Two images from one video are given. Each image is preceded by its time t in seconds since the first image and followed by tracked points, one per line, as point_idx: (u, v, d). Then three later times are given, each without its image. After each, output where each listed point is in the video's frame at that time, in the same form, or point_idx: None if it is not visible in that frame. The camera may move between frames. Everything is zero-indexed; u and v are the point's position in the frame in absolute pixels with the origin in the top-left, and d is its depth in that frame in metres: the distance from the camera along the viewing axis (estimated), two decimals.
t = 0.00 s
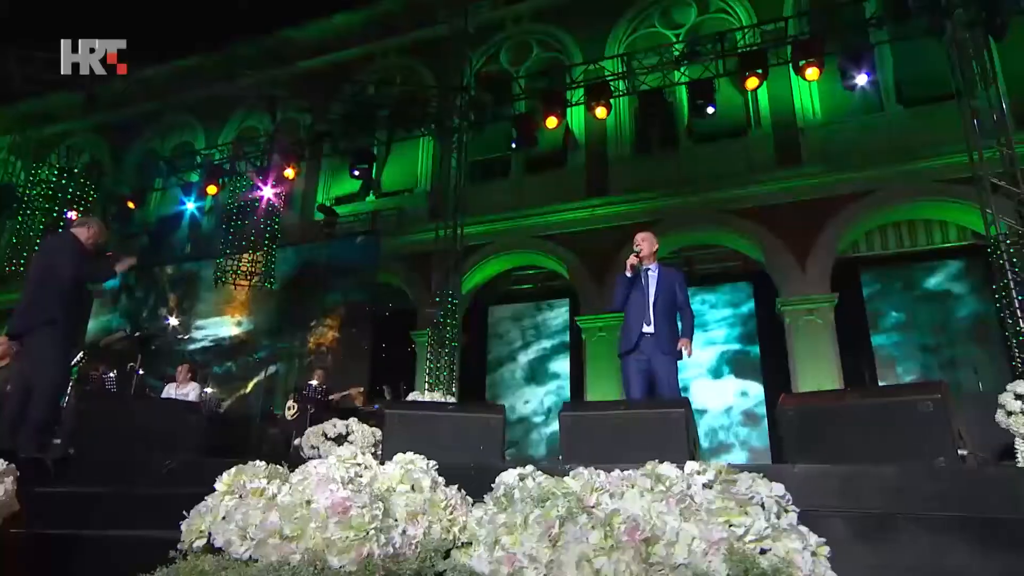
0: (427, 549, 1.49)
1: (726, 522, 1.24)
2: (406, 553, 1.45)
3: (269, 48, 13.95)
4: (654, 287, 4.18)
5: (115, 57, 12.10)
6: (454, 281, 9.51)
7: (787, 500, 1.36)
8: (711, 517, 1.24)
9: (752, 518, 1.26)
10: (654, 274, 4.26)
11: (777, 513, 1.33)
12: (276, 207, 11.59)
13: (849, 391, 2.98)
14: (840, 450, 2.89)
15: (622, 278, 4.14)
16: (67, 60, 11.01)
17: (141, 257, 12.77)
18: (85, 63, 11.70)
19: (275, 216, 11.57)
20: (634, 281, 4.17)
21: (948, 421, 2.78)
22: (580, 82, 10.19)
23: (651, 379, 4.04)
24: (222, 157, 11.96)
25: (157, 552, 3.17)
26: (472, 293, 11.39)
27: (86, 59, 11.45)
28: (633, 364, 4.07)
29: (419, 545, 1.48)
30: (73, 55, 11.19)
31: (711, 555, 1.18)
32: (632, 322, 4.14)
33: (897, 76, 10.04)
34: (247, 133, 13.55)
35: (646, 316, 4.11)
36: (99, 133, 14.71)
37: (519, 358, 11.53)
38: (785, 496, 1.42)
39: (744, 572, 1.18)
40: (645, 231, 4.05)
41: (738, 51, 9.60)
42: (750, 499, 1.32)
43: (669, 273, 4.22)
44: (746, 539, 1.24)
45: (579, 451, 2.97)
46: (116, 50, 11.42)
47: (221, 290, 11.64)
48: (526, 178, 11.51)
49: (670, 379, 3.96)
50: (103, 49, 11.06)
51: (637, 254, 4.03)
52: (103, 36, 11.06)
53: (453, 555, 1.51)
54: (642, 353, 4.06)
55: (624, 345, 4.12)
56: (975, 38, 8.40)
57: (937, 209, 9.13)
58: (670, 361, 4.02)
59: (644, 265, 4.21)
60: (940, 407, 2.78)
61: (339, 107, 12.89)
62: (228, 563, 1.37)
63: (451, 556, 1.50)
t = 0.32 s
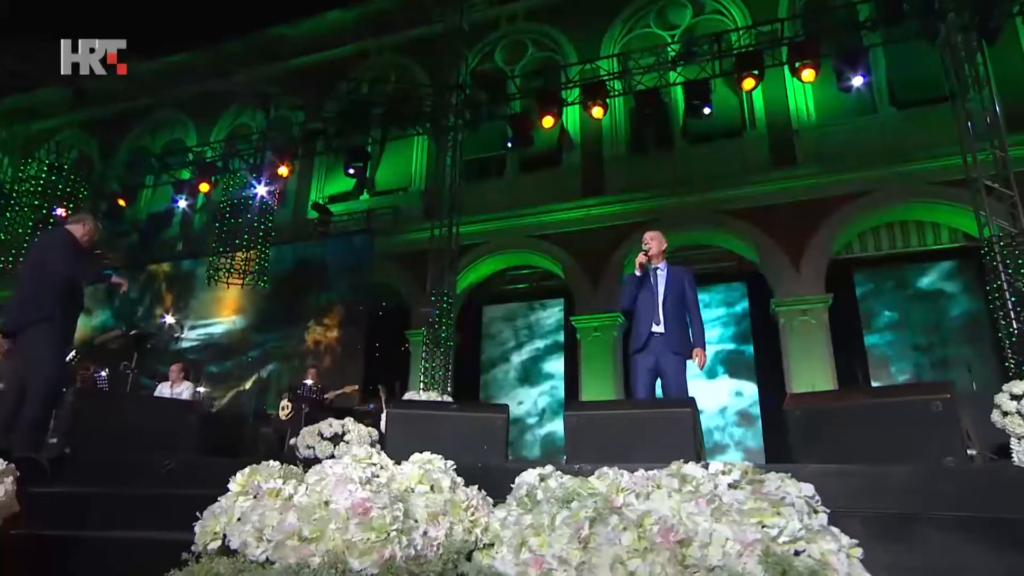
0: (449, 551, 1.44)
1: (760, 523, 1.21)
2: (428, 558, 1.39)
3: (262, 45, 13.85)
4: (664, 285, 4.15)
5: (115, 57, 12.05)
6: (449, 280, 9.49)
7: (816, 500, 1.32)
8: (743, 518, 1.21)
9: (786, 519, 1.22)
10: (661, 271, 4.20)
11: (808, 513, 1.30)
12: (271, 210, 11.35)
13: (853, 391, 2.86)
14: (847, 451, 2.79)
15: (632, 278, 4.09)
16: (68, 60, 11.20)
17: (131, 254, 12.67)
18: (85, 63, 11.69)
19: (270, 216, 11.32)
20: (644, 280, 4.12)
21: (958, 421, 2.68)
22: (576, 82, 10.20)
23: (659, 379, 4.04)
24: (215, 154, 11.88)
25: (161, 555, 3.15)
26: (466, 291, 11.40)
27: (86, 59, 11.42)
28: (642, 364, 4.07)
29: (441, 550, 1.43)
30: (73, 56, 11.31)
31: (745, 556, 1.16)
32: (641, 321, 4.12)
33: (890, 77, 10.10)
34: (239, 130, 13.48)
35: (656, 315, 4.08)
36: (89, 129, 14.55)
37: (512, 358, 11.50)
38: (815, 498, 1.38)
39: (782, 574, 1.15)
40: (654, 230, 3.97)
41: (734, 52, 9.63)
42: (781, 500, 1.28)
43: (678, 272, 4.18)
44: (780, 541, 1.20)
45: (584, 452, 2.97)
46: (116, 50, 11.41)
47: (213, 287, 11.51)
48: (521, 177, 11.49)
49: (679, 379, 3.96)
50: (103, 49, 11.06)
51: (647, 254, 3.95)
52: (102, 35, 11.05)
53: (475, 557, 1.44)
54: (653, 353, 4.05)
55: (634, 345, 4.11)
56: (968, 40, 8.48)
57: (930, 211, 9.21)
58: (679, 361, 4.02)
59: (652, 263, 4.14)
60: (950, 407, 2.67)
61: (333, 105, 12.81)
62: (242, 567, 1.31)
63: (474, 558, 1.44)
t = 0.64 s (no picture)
0: (469, 553, 1.27)
1: (792, 524, 1.05)
2: (449, 560, 1.25)
3: (250, 39, 13.71)
4: (670, 286, 4.14)
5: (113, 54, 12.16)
6: (440, 279, 9.45)
7: (848, 501, 1.15)
8: (774, 518, 1.05)
9: (819, 519, 1.05)
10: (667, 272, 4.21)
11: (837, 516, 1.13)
12: (261, 199, 11.31)
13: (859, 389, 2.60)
14: (855, 451, 2.54)
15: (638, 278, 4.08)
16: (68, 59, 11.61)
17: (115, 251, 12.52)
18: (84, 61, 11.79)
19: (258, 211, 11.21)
20: (651, 281, 4.12)
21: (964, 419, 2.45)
22: (568, 82, 10.21)
23: (666, 379, 4.02)
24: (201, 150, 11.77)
25: (152, 555, 3.04)
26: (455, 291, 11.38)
27: (85, 59, 11.68)
28: (648, 364, 4.04)
29: (461, 553, 1.26)
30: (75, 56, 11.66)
31: (780, 559, 1.00)
32: (648, 322, 4.11)
33: (879, 80, 10.21)
34: (226, 126, 13.34)
35: (663, 316, 4.07)
36: (73, 123, 14.30)
37: (500, 358, 11.46)
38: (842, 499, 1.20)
39: None
40: (660, 229, 4.01)
41: (726, 54, 9.68)
42: (811, 499, 1.12)
43: (685, 272, 4.18)
44: (812, 542, 1.03)
45: (586, 452, 2.95)
46: (116, 51, 11.65)
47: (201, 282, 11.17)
48: (511, 176, 11.46)
49: (685, 379, 3.93)
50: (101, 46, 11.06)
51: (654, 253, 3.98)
52: (101, 35, 11.18)
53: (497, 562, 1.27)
54: (661, 354, 4.03)
55: (641, 346, 4.09)
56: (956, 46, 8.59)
57: (916, 214, 9.32)
58: (685, 361, 3.99)
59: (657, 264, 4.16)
60: (956, 405, 2.43)
61: (323, 101, 12.68)
62: (256, 569, 1.20)
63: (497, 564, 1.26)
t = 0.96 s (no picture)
0: (492, 556, 1.24)
1: (826, 525, 1.03)
2: (473, 563, 1.21)
3: (235, 33, 13.54)
4: (671, 286, 4.13)
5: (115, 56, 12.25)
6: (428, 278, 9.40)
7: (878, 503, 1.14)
8: (808, 520, 1.04)
9: (853, 520, 1.03)
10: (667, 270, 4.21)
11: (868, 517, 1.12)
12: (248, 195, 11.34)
13: (860, 390, 2.60)
14: (858, 450, 2.54)
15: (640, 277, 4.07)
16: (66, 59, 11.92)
17: (95, 245, 12.30)
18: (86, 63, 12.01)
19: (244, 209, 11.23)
20: (653, 281, 4.11)
21: (965, 420, 2.46)
22: (558, 81, 10.20)
23: (665, 378, 4.02)
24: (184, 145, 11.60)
25: (146, 559, 2.97)
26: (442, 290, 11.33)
27: (86, 60, 11.18)
28: (647, 363, 4.05)
29: (484, 556, 1.22)
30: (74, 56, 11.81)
31: (815, 560, 0.98)
32: (649, 321, 4.11)
33: (864, 84, 10.35)
34: (210, 120, 13.16)
35: (664, 315, 4.07)
36: (51, 115, 14.00)
37: (486, 358, 11.43)
38: (870, 500, 1.19)
39: None
40: (663, 228, 4.00)
41: (714, 56, 9.74)
42: (842, 501, 1.11)
43: (686, 272, 4.17)
44: (847, 544, 1.01)
45: (585, 452, 2.96)
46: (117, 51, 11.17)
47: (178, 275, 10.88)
48: (499, 174, 11.43)
49: (683, 378, 3.94)
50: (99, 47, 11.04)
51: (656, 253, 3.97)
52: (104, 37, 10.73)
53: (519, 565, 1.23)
54: (659, 352, 4.04)
55: (641, 345, 4.09)
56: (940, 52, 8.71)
57: (900, 217, 9.45)
58: (684, 360, 4.00)
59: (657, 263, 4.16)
60: (958, 406, 2.44)
61: (309, 97, 12.55)
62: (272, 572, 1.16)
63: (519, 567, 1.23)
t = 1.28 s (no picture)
0: (516, 559, 1.21)
1: (863, 526, 1.02)
2: (498, 566, 1.18)
3: (220, 27, 13.36)
4: (670, 286, 4.14)
5: (113, 57, 12.24)
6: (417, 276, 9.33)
7: (909, 504, 1.13)
8: (843, 521, 1.03)
9: (889, 521, 1.02)
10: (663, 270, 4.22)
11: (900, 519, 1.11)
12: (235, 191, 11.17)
13: (863, 390, 2.61)
14: (862, 450, 2.55)
15: (640, 277, 4.07)
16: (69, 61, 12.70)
17: (74, 240, 12.07)
18: (88, 64, 12.41)
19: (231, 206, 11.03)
20: (653, 281, 4.11)
21: (968, 421, 2.46)
22: (549, 81, 10.19)
23: (664, 379, 4.04)
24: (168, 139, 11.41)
25: (140, 561, 2.87)
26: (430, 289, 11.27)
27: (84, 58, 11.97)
28: (646, 363, 4.05)
29: (510, 558, 1.19)
30: (74, 55, 12.43)
31: (855, 562, 0.97)
32: (648, 321, 4.11)
33: (850, 88, 10.46)
34: (194, 115, 12.97)
35: (663, 316, 4.08)
36: (29, 106, 13.72)
37: (472, 358, 11.40)
38: (899, 500, 1.18)
39: None
40: (662, 228, 4.00)
41: (704, 59, 9.79)
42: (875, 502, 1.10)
43: (684, 273, 4.18)
44: (884, 545, 1.00)
45: (586, 451, 2.95)
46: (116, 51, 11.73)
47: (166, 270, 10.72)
48: (487, 173, 11.39)
49: (683, 379, 3.96)
50: (101, 49, 11.59)
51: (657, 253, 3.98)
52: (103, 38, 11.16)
53: (544, 568, 1.22)
54: (658, 352, 4.05)
55: (641, 344, 4.09)
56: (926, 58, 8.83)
57: (886, 221, 9.56)
58: (683, 361, 4.02)
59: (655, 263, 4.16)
60: (961, 407, 2.45)
61: (296, 92, 12.42)
62: None
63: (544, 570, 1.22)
